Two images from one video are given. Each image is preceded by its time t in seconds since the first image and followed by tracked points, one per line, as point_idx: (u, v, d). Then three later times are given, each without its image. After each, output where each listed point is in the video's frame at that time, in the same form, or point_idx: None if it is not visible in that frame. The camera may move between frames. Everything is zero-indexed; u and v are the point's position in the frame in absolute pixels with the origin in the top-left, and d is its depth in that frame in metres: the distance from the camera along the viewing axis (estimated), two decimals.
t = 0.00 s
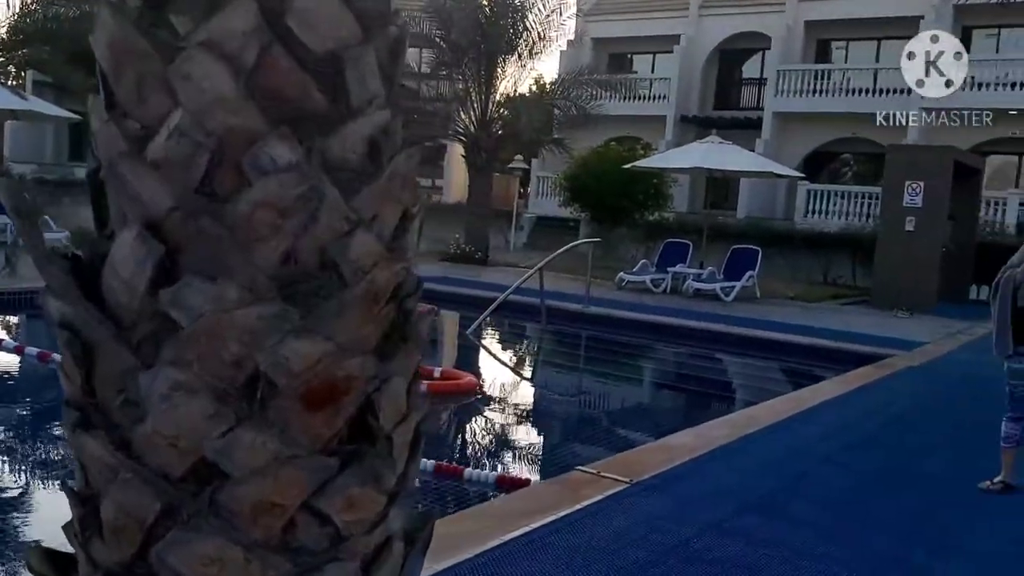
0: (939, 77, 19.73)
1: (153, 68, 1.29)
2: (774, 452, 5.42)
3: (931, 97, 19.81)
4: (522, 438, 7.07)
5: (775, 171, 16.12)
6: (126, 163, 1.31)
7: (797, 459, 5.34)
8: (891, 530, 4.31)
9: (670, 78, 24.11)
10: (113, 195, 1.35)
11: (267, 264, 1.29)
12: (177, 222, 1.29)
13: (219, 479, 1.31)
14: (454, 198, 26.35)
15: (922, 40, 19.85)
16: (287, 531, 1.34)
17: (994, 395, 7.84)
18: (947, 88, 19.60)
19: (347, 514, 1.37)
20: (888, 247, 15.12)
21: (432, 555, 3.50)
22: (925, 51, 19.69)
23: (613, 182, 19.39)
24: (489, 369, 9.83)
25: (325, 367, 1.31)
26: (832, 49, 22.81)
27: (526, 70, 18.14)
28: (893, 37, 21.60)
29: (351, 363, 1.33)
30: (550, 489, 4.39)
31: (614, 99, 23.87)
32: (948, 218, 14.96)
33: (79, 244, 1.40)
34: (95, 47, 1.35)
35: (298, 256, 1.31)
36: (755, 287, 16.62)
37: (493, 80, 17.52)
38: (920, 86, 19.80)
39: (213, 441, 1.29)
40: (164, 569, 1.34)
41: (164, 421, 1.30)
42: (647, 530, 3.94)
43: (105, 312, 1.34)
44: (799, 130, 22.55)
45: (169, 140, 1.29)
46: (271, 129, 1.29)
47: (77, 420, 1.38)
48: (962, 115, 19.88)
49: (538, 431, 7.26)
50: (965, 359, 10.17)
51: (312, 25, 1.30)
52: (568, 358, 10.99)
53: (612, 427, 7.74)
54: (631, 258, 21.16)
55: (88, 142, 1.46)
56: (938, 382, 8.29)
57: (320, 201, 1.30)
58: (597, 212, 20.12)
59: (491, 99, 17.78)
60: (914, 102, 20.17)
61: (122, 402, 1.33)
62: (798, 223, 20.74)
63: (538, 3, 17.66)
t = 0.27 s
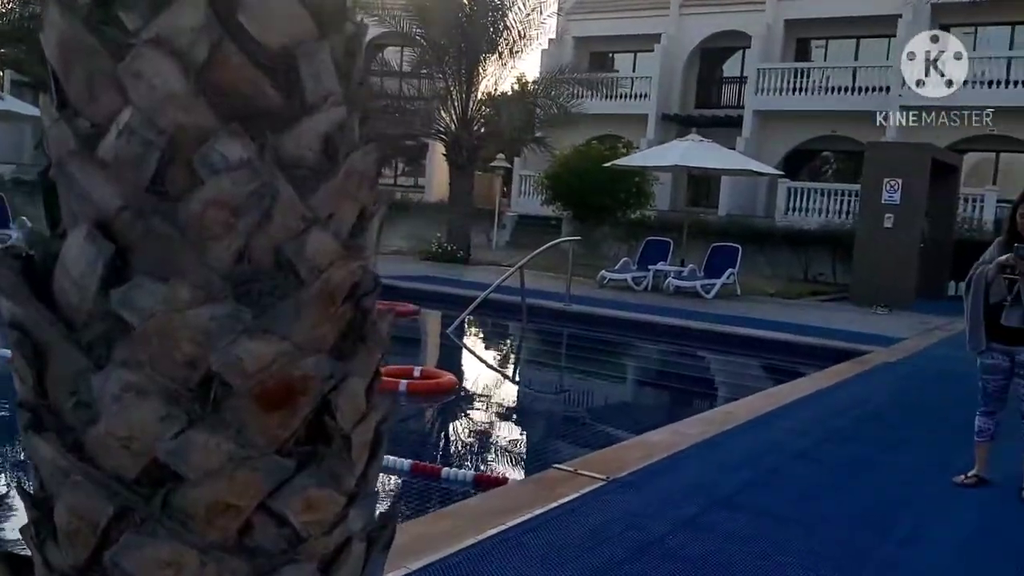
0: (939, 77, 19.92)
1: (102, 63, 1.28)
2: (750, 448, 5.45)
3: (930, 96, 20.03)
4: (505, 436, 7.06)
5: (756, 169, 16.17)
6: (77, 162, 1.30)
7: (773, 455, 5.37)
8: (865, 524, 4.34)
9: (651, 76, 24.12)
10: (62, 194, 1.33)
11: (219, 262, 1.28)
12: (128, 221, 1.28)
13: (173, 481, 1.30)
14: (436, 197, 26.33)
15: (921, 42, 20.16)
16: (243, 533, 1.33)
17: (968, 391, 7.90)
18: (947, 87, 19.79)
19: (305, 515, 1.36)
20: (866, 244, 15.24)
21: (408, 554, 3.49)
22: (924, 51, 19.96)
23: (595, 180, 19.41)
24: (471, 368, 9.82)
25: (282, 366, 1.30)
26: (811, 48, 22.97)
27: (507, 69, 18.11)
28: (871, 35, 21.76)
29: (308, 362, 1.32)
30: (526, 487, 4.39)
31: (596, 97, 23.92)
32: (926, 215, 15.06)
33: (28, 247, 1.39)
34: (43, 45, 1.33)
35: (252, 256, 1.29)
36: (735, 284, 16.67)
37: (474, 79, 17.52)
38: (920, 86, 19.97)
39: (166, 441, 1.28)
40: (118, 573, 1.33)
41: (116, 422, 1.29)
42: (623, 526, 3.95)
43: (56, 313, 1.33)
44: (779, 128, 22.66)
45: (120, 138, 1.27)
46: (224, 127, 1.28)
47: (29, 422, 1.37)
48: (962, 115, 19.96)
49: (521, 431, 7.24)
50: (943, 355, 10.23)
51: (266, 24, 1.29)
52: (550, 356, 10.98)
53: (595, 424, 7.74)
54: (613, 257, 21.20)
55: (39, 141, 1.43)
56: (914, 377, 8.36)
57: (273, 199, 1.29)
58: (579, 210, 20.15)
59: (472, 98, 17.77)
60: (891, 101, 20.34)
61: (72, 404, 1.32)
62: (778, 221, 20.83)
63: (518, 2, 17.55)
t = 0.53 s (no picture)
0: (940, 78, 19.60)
1: (48, 59, 1.26)
2: (723, 446, 5.47)
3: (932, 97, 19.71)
4: (482, 435, 7.05)
5: (732, 167, 16.23)
6: (21, 159, 1.28)
7: (745, 452, 5.40)
8: (835, 520, 4.37)
9: (627, 75, 24.17)
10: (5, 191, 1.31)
11: (167, 262, 1.26)
12: (72, 220, 1.26)
13: (121, 483, 1.28)
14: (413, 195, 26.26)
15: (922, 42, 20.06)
16: (195, 535, 1.31)
17: (938, 387, 7.99)
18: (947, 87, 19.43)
19: (258, 517, 1.35)
20: (840, 241, 15.36)
21: (379, 555, 3.47)
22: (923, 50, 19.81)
23: (572, 178, 19.43)
24: (448, 367, 9.80)
25: (234, 366, 1.28)
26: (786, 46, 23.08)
27: (484, 68, 18.08)
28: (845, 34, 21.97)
29: (259, 362, 1.30)
30: (498, 486, 4.38)
31: (572, 96, 23.93)
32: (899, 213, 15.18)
33: None
34: None
35: (202, 255, 1.28)
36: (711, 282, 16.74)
37: (451, 77, 17.49)
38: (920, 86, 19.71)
39: (114, 442, 1.26)
40: None
41: (61, 424, 1.27)
42: (594, 525, 3.95)
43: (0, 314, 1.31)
44: (755, 127, 22.78)
45: (65, 136, 1.26)
46: (171, 123, 1.27)
47: None
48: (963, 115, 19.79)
49: (499, 430, 7.23)
50: (915, 352, 10.32)
51: (214, 21, 1.27)
52: (527, 355, 10.97)
53: (572, 423, 7.74)
54: (590, 255, 21.25)
55: None
56: (885, 374, 8.44)
57: (223, 197, 1.27)
58: (556, 208, 20.16)
59: (449, 97, 17.73)
60: (865, 100, 20.42)
61: (18, 406, 1.30)
62: (754, 219, 20.91)
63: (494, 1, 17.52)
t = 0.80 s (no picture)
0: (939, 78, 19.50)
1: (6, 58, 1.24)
2: (702, 444, 5.49)
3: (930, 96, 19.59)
4: (464, 435, 7.04)
5: (711, 166, 16.29)
6: None
7: (723, 450, 5.42)
8: (812, 517, 4.38)
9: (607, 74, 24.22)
10: None
11: (127, 263, 1.25)
12: (31, 220, 1.24)
13: (82, 487, 1.27)
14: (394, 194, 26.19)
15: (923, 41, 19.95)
16: (157, 538, 1.30)
17: (914, 384, 8.05)
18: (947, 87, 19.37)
19: (222, 519, 1.34)
20: (819, 239, 15.46)
21: (355, 556, 3.46)
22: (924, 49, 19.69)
23: (553, 177, 19.46)
24: (429, 367, 9.78)
25: (196, 368, 1.27)
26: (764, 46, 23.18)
27: (463, 67, 18.05)
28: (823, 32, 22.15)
29: (221, 364, 1.29)
30: (474, 487, 4.37)
31: (553, 96, 23.93)
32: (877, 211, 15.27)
33: None
34: None
35: (163, 256, 1.27)
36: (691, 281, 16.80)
37: (430, 76, 17.45)
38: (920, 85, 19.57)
39: (74, 446, 1.25)
40: None
41: (20, 427, 1.25)
42: (572, 523, 3.94)
43: None
44: (734, 127, 22.87)
45: (23, 135, 1.24)
46: (130, 123, 1.25)
47: None
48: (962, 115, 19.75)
49: (481, 429, 7.22)
50: (892, 349, 10.39)
51: (174, 19, 1.26)
52: (507, 355, 10.96)
53: (553, 422, 7.73)
54: (571, 254, 21.29)
55: None
56: (861, 370, 8.50)
57: (183, 198, 1.26)
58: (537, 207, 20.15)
59: (429, 96, 17.69)
60: (844, 99, 20.51)
61: None
62: (733, 218, 20.98)
63: None
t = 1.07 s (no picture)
0: (939, 77, 19.34)
1: None
2: (682, 441, 5.52)
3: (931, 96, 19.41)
4: (447, 434, 7.02)
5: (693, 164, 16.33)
6: None
7: (703, 447, 5.44)
8: (790, 513, 4.40)
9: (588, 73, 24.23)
10: None
11: (89, 262, 1.24)
12: None
13: (44, 489, 1.25)
14: (375, 193, 26.08)
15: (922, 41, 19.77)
16: (122, 540, 1.29)
17: (892, 380, 8.11)
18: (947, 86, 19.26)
19: (189, 520, 1.33)
20: (799, 237, 15.53)
21: (333, 556, 3.45)
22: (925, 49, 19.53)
23: (534, 176, 19.44)
24: (411, 367, 9.75)
25: (159, 367, 1.26)
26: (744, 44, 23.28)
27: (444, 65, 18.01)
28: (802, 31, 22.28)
29: (186, 364, 1.28)
30: (454, 486, 4.36)
31: (534, 95, 23.90)
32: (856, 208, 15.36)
33: None
34: None
35: (125, 255, 1.26)
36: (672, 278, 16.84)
37: (411, 75, 17.40)
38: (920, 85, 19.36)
39: (35, 448, 1.24)
40: None
41: None
42: (550, 522, 3.95)
43: None
44: (715, 125, 22.95)
45: None
46: (91, 121, 1.25)
47: None
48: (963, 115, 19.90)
49: (463, 428, 7.21)
50: (871, 345, 10.45)
51: (136, 16, 1.25)
52: (489, 353, 10.94)
53: (536, 420, 7.72)
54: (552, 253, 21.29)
55: None
56: (839, 366, 8.55)
57: (146, 196, 1.25)
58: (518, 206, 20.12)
59: (409, 95, 17.63)
60: (823, 97, 20.53)
61: None
62: (714, 216, 21.03)
63: None
